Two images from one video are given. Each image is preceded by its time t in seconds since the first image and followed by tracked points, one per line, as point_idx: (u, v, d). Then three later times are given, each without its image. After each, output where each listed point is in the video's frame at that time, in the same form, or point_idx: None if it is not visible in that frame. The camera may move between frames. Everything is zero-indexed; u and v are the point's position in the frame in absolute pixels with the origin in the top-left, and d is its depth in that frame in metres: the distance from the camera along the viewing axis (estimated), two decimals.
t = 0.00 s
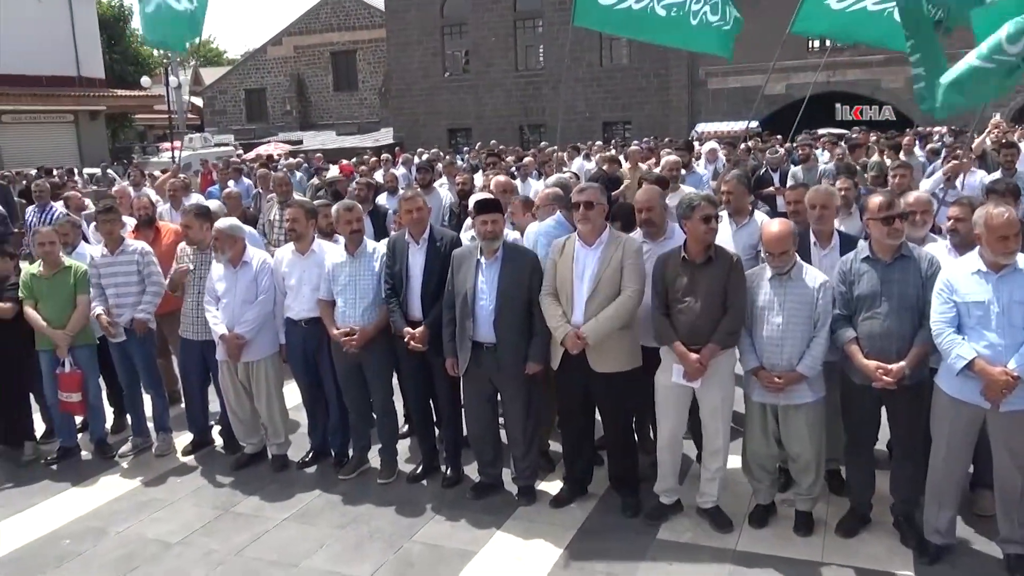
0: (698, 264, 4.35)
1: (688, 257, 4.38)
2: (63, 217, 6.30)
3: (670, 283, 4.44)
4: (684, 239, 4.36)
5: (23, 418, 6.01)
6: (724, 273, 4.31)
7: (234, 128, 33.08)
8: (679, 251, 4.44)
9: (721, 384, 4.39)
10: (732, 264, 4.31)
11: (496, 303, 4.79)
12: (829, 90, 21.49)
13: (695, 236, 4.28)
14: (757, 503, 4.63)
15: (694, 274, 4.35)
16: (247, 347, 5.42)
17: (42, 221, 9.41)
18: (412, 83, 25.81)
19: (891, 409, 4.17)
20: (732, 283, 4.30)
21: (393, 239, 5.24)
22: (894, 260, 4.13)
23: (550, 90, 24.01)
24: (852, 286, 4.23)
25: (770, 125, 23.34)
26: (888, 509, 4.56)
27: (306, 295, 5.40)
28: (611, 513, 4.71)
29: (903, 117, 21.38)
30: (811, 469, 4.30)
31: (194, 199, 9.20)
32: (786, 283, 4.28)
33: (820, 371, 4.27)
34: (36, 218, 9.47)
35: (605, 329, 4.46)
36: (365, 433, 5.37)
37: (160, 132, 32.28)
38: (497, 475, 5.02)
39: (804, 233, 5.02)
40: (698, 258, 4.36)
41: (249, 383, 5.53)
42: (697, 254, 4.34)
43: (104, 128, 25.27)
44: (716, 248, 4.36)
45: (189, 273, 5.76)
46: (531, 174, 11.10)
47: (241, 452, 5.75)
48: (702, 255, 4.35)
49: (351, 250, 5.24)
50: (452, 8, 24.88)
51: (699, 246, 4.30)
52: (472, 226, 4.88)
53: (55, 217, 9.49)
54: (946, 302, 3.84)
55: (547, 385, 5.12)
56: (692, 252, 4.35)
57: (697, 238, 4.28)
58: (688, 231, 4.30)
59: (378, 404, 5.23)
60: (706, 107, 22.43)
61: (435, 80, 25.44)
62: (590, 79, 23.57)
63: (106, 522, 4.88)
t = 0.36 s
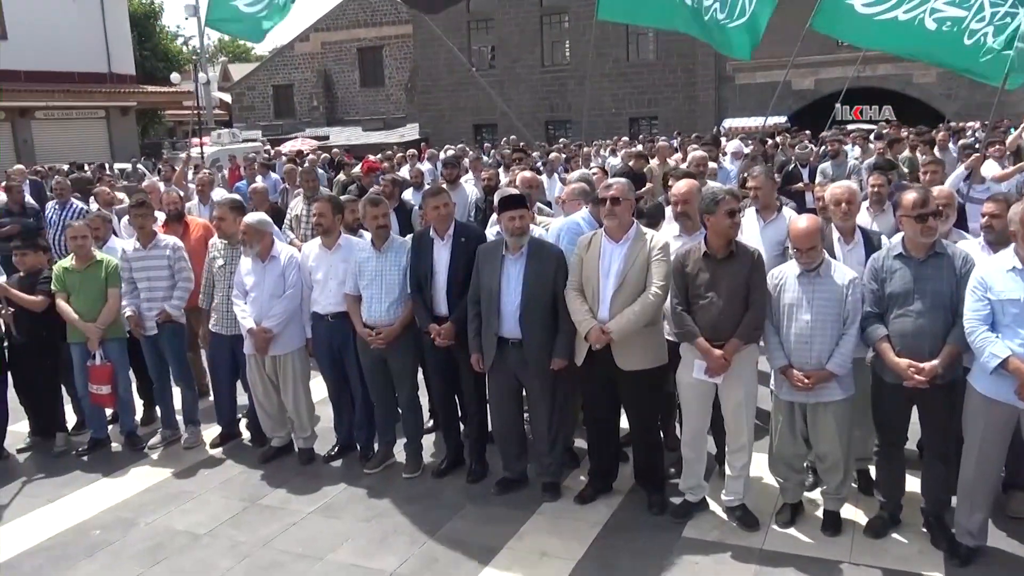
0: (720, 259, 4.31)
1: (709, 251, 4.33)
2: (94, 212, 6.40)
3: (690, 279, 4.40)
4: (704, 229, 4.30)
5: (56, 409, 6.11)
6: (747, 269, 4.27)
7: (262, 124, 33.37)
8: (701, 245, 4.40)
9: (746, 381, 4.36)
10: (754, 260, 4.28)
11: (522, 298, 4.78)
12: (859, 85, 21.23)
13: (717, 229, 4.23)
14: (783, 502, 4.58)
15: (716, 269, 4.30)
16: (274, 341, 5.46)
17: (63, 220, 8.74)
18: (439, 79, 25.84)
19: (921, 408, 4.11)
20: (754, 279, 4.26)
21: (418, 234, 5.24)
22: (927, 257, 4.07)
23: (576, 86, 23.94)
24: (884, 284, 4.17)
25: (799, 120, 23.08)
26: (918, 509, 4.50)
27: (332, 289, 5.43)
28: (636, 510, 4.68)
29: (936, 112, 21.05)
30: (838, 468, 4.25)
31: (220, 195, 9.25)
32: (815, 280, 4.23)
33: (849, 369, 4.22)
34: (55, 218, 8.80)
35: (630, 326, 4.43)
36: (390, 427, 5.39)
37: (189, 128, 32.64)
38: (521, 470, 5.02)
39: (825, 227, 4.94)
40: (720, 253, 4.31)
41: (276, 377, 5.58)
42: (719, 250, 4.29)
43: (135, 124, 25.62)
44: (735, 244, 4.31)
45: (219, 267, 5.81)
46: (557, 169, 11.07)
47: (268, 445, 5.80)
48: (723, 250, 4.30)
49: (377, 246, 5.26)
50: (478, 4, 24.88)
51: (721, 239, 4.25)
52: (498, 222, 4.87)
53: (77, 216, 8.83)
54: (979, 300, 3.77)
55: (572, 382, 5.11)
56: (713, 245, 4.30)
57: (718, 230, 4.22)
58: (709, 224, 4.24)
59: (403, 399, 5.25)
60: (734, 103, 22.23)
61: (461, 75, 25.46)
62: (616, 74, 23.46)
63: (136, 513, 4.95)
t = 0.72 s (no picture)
0: (741, 254, 4.26)
1: (729, 246, 4.27)
2: (121, 205, 6.47)
3: (712, 275, 4.30)
4: (723, 223, 4.24)
5: (81, 399, 6.18)
6: (768, 264, 4.25)
7: (285, 118, 33.55)
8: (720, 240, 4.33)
9: (768, 379, 4.32)
10: (774, 256, 4.26)
11: (543, 294, 4.76)
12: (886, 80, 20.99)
13: (739, 224, 4.17)
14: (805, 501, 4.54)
15: (738, 264, 4.25)
16: (296, 334, 5.49)
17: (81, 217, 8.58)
18: (461, 73, 25.82)
19: (947, 408, 4.05)
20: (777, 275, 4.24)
21: (439, 229, 5.23)
22: (955, 255, 4.00)
23: (599, 80, 23.84)
24: (910, 281, 4.12)
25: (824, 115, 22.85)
26: (943, 509, 4.44)
27: (354, 282, 5.45)
28: (656, 507, 4.66)
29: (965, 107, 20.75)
30: (862, 467, 4.21)
31: (245, 188, 9.31)
32: (840, 277, 4.17)
33: (874, 367, 4.18)
34: (72, 213, 8.62)
35: (653, 323, 4.40)
36: (410, 421, 5.41)
37: (213, 122, 32.89)
38: (542, 466, 5.02)
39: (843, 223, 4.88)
40: (741, 248, 4.26)
41: (298, 370, 5.61)
42: (740, 246, 4.25)
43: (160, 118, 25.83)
44: (754, 239, 4.28)
45: (240, 260, 5.84)
46: (579, 163, 11.03)
47: (290, 438, 5.84)
48: (744, 245, 4.26)
49: (400, 239, 5.27)
50: None
51: (742, 234, 4.19)
52: (520, 217, 4.86)
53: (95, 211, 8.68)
54: (1009, 297, 3.71)
55: (592, 378, 5.10)
56: (733, 238, 4.24)
57: (741, 225, 4.17)
58: (731, 219, 4.18)
59: (423, 393, 5.26)
60: (759, 97, 22.03)
61: (484, 70, 25.45)
62: (640, 69, 23.34)
63: (159, 503, 5.00)
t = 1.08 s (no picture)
0: (766, 247, 4.22)
1: (753, 239, 4.23)
2: (152, 197, 6.56)
3: (739, 269, 4.25)
4: (746, 216, 4.19)
5: (112, 388, 6.27)
6: (794, 258, 4.21)
7: (312, 111, 33.73)
8: (743, 233, 4.28)
9: (795, 374, 4.29)
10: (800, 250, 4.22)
11: (570, 288, 4.74)
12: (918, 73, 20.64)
13: (764, 217, 4.12)
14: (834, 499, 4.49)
15: (764, 259, 4.20)
16: (323, 325, 5.52)
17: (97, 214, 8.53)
18: (488, 65, 25.78)
19: (980, 406, 3.99)
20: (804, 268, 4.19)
21: (464, 222, 5.23)
22: (989, 250, 3.93)
23: (625, 73, 23.71)
24: (943, 277, 4.05)
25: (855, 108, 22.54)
26: (976, 509, 4.37)
27: (380, 275, 5.47)
28: (683, 502, 4.64)
29: (1000, 100, 20.38)
30: (892, 465, 4.15)
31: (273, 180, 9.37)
32: (871, 272, 4.11)
33: (906, 364, 4.12)
34: (89, 208, 8.59)
35: (679, 317, 4.37)
36: (436, 414, 5.43)
37: (242, 115, 33.15)
38: (567, 460, 5.01)
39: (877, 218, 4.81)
40: (767, 243, 4.21)
41: (325, 362, 5.64)
42: (767, 240, 4.20)
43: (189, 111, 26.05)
44: (777, 233, 4.24)
45: (266, 252, 5.88)
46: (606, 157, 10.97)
47: (316, 429, 5.88)
48: (768, 239, 4.21)
49: (426, 232, 5.27)
50: None
51: (767, 227, 4.14)
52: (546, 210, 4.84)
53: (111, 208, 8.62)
54: None
55: (618, 372, 5.08)
56: (757, 232, 4.19)
57: (766, 218, 4.12)
58: (756, 212, 4.13)
59: (449, 386, 5.27)
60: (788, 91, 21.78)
61: (510, 63, 25.40)
62: (667, 62, 23.17)
63: (188, 492, 5.07)
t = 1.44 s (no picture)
0: (795, 243, 4.17)
1: (781, 235, 4.17)
2: (180, 190, 6.62)
3: (766, 264, 4.18)
4: (775, 211, 4.14)
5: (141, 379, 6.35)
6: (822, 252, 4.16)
7: (338, 105, 33.89)
8: (770, 228, 4.23)
9: (822, 369, 4.25)
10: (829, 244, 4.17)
11: (595, 282, 4.72)
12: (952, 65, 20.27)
13: (793, 214, 4.08)
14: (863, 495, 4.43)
15: (792, 252, 4.15)
16: (348, 319, 5.54)
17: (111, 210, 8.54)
18: (513, 59, 25.75)
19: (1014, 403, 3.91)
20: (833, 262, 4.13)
21: (489, 216, 5.21)
22: None
23: (652, 66, 23.57)
24: (977, 272, 3.98)
25: (885, 101, 22.25)
26: (1009, 508, 4.29)
27: (405, 269, 5.48)
28: (709, 498, 4.60)
29: None
30: (922, 461, 4.09)
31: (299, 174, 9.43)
32: (902, 267, 4.05)
33: (937, 360, 4.05)
34: (97, 201, 8.88)
35: (705, 312, 4.33)
36: (461, 407, 5.44)
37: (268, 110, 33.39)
38: (592, 454, 4.99)
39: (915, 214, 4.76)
40: (794, 236, 4.16)
41: (350, 355, 5.67)
42: (794, 234, 4.14)
43: (217, 105, 26.27)
44: (805, 229, 4.19)
45: (291, 245, 5.91)
46: (632, 150, 10.92)
47: (342, 421, 5.92)
48: (797, 235, 4.16)
49: (451, 225, 5.27)
50: None
51: (795, 222, 4.09)
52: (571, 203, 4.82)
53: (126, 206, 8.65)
54: None
55: (643, 367, 5.05)
56: (785, 228, 4.14)
57: (795, 214, 4.07)
58: (785, 207, 4.09)
59: (474, 379, 5.27)
60: (817, 83, 21.55)
61: (535, 57, 25.34)
62: (693, 54, 23.02)
63: (216, 483, 5.12)
